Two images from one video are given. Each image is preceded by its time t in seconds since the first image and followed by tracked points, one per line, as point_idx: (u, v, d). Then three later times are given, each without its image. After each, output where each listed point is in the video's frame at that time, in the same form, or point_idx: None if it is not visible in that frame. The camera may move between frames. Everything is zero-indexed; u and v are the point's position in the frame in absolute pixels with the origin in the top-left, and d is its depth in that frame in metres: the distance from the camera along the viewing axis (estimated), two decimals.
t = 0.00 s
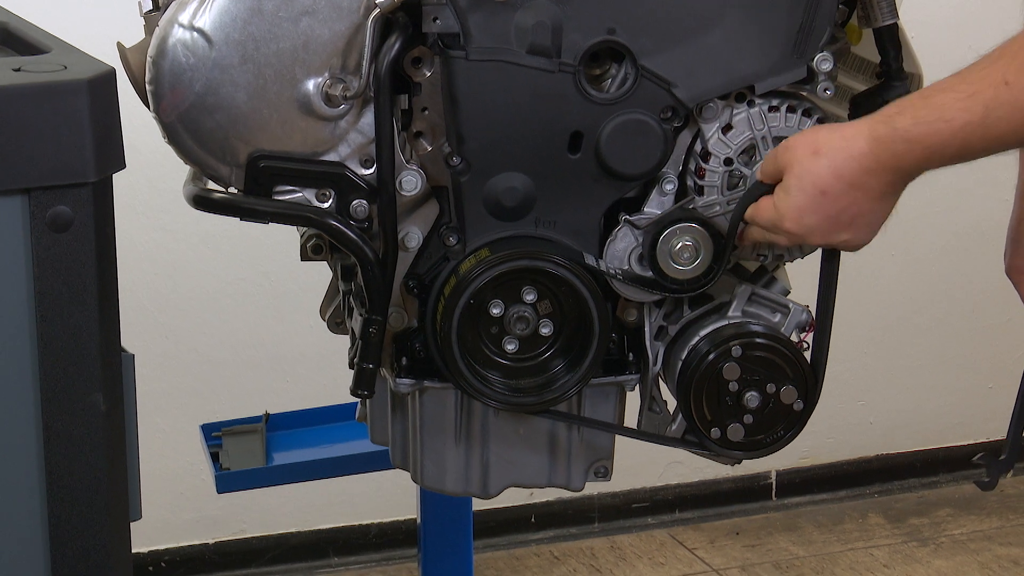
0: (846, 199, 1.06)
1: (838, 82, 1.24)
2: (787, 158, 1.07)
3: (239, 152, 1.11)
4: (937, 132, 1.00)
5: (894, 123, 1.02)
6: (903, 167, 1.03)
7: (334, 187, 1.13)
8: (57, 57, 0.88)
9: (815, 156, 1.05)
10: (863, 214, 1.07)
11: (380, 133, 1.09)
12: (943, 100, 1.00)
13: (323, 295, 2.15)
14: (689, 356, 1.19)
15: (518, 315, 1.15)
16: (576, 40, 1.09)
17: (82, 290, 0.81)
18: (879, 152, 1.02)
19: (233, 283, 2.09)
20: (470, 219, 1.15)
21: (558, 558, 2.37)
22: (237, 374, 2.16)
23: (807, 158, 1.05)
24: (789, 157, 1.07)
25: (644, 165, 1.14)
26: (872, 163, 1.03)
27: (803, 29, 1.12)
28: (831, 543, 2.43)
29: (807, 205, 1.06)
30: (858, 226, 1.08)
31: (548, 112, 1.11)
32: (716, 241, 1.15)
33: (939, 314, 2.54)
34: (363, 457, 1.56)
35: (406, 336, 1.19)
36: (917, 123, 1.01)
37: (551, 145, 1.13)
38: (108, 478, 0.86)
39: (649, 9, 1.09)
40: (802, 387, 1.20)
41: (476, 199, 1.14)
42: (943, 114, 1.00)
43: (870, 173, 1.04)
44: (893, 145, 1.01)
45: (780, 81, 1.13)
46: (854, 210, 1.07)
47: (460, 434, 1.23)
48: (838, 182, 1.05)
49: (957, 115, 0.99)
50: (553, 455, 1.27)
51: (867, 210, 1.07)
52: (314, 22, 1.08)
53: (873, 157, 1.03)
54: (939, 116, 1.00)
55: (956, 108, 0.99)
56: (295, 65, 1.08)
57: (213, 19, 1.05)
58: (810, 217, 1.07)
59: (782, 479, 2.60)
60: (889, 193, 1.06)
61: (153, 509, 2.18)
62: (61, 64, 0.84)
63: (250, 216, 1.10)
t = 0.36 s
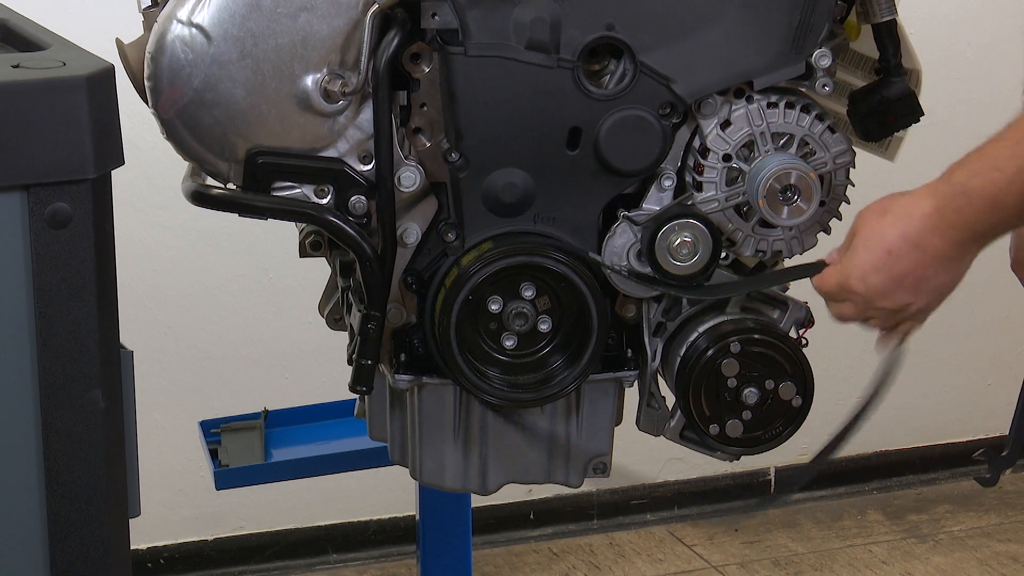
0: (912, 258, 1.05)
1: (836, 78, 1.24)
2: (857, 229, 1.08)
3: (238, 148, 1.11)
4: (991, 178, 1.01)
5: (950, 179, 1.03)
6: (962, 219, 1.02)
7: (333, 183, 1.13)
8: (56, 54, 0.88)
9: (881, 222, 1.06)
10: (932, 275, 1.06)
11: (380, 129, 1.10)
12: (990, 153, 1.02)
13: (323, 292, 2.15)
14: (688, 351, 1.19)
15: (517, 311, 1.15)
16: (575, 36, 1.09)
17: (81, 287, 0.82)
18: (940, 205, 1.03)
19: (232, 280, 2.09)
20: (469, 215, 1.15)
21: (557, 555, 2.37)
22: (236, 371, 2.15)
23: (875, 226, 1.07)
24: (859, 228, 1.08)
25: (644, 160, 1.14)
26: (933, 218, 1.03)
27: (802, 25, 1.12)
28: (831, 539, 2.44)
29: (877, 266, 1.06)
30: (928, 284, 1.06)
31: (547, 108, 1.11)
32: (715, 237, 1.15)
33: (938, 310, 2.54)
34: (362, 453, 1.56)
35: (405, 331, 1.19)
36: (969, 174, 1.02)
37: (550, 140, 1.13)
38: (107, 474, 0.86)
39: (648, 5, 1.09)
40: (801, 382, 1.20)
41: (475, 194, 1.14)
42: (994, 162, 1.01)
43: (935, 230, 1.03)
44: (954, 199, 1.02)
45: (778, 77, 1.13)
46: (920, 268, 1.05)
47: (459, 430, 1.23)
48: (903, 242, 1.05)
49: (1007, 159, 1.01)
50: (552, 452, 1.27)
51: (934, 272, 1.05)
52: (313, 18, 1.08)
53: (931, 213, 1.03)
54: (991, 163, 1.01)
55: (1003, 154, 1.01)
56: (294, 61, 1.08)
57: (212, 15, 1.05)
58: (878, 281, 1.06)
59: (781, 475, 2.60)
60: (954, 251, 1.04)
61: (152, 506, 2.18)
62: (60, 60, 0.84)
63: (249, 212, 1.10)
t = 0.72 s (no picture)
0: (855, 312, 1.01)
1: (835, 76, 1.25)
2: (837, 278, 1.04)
3: (238, 146, 1.10)
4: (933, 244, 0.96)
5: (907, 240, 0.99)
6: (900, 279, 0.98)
7: (332, 181, 1.13)
8: (55, 52, 0.88)
9: (837, 281, 1.04)
10: (869, 331, 1.01)
11: (379, 127, 1.10)
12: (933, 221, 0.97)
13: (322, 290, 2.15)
14: (688, 350, 1.19)
15: (517, 309, 1.16)
16: (574, 34, 1.09)
17: (80, 284, 0.81)
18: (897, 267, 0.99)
19: (232, 277, 2.09)
20: (469, 213, 1.15)
21: (556, 552, 2.38)
22: (236, 369, 2.16)
23: (832, 288, 1.04)
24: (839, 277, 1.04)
25: (644, 158, 1.14)
26: (878, 279, 1.00)
27: (801, 23, 1.13)
28: (830, 537, 2.44)
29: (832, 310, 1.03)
30: (865, 341, 1.01)
31: (546, 106, 1.11)
32: (715, 235, 1.16)
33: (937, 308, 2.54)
34: (361, 450, 1.56)
35: (405, 330, 1.19)
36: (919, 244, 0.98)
37: (549, 138, 1.13)
38: (107, 472, 0.86)
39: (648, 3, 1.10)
40: (800, 381, 1.21)
41: (475, 192, 1.14)
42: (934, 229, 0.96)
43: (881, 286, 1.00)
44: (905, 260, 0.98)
45: (778, 75, 1.13)
46: (859, 325, 1.01)
47: (459, 427, 1.23)
48: (856, 293, 1.02)
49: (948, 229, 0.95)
50: (552, 449, 1.27)
51: (869, 329, 1.01)
52: (312, 15, 1.08)
53: (881, 271, 1.00)
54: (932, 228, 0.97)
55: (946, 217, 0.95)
56: (294, 59, 1.08)
57: (211, 12, 1.05)
58: (822, 322, 1.04)
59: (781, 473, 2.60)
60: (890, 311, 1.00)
61: (152, 504, 2.19)
62: (60, 58, 0.84)
63: (249, 210, 1.10)
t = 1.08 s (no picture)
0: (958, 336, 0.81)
1: (837, 75, 1.25)
2: (881, 314, 0.84)
3: (239, 145, 1.11)
4: None
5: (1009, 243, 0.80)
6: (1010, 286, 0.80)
7: (333, 180, 1.13)
8: (56, 51, 0.87)
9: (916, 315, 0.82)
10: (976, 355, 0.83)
11: (380, 126, 1.10)
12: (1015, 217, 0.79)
13: (323, 289, 2.16)
14: (688, 349, 1.19)
15: (518, 308, 1.16)
16: (575, 33, 1.09)
17: (82, 284, 0.82)
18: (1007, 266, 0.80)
19: (233, 277, 2.10)
20: (470, 212, 1.15)
21: (558, 552, 2.38)
22: (237, 368, 2.16)
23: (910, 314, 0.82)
24: (887, 311, 0.84)
25: (645, 158, 1.14)
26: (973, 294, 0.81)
27: (802, 23, 1.12)
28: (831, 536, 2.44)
29: (933, 350, 0.81)
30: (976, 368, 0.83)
31: (547, 104, 1.11)
32: (715, 234, 1.16)
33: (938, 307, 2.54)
34: (362, 449, 1.57)
35: (407, 329, 1.19)
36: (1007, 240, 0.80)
37: (550, 137, 1.13)
38: (108, 471, 0.86)
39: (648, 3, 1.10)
40: (802, 380, 1.20)
41: (475, 191, 1.14)
42: None
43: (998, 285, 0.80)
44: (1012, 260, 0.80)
45: (780, 74, 1.13)
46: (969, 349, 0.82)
47: (460, 426, 1.24)
48: (950, 322, 0.81)
49: None
50: (553, 448, 1.27)
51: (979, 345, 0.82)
52: (313, 15, 1.08)
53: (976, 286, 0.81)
54: None
55: None
56: (295, 58, 1.08)
57: (212, 12, 1.06)
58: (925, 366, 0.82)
59: (782, 472, 2.60)
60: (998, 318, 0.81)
61: (153, 503, 2.19)
62: (61, 57, 0.84)
63: (250, 209, 1.10)
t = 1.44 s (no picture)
0: None
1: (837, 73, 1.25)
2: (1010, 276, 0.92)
3: (239, 144, 1.11)
4: None
5: None
6: None
7: (333, 178, 1.13)
8: (57, 50, 0.87)
9: None
10: None
11: (380, 124, 1.09)
12: None
13: (323, 287, 2.15)
14: (689, 347, 1.19)
15: (518, 307, 1.16)
16: (575, 31, 1.09)
17: (82, 283, 0.82)
18: None
19: (232, 275, 2.10)
20: (470, 210, 1.15)
21: (558, 550, 2.38)
22: (237, 366, 2.16)
23: None
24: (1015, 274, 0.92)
25: (644, 156, 1.14)
26: None
27: (802, 20, 1.12)
28: (831, 534, 2.44)
29: None
30: None
31: (546, 103, 1.11)
32: (715, 232, 1.16)
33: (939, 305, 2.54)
34: (362, 448, 1.57)
35: (407, 328, 1.19)
36: None
37: (550, 135, 1.13)
38: (108, 470, 0.86)
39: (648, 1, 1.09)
40: (802, 378, 1.20)
41: (475, 190, 1.14)
42: None
43: None
44: None
45: (780, 72, 1.13)
46: None
47: (460, 425, 1.24)
48: None
49: None
50: (553, 446, 1.26)
51: None
52: (313, 13, 1.08)
53: None
54: None
55: None
56: (295, 56, 1.08)
57: (212, 10, 1.06)
58: None
59: (782, 471, 2.60)
60: None
61: (153, 502, 2.19)
62: (62, 55, 0.84)
63: (250, 207, 1.10)
